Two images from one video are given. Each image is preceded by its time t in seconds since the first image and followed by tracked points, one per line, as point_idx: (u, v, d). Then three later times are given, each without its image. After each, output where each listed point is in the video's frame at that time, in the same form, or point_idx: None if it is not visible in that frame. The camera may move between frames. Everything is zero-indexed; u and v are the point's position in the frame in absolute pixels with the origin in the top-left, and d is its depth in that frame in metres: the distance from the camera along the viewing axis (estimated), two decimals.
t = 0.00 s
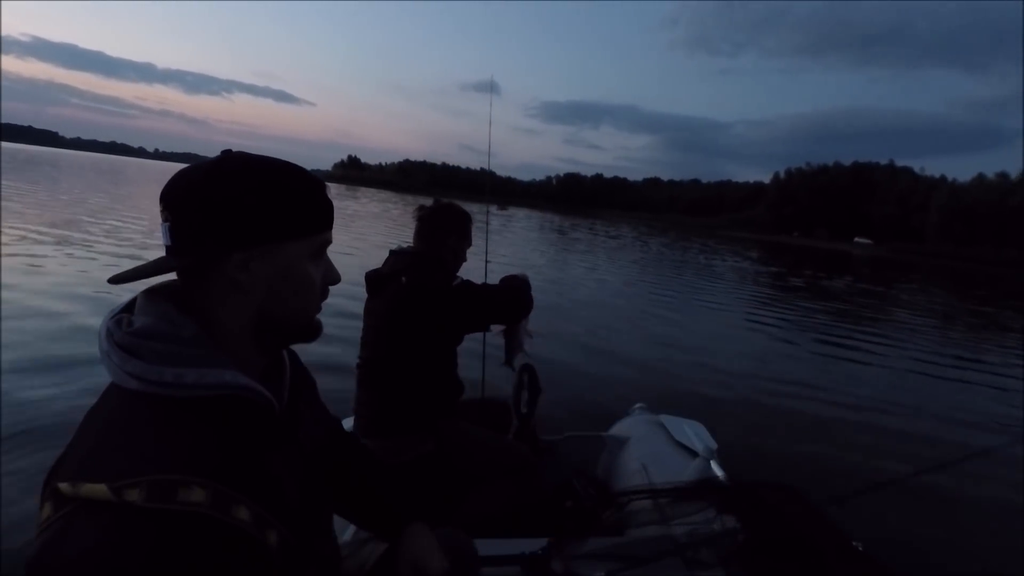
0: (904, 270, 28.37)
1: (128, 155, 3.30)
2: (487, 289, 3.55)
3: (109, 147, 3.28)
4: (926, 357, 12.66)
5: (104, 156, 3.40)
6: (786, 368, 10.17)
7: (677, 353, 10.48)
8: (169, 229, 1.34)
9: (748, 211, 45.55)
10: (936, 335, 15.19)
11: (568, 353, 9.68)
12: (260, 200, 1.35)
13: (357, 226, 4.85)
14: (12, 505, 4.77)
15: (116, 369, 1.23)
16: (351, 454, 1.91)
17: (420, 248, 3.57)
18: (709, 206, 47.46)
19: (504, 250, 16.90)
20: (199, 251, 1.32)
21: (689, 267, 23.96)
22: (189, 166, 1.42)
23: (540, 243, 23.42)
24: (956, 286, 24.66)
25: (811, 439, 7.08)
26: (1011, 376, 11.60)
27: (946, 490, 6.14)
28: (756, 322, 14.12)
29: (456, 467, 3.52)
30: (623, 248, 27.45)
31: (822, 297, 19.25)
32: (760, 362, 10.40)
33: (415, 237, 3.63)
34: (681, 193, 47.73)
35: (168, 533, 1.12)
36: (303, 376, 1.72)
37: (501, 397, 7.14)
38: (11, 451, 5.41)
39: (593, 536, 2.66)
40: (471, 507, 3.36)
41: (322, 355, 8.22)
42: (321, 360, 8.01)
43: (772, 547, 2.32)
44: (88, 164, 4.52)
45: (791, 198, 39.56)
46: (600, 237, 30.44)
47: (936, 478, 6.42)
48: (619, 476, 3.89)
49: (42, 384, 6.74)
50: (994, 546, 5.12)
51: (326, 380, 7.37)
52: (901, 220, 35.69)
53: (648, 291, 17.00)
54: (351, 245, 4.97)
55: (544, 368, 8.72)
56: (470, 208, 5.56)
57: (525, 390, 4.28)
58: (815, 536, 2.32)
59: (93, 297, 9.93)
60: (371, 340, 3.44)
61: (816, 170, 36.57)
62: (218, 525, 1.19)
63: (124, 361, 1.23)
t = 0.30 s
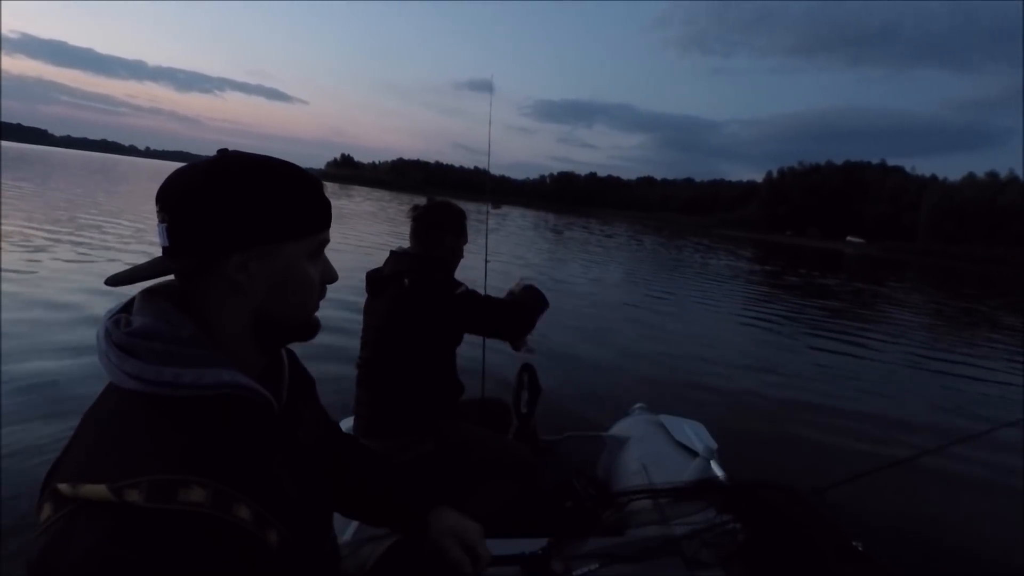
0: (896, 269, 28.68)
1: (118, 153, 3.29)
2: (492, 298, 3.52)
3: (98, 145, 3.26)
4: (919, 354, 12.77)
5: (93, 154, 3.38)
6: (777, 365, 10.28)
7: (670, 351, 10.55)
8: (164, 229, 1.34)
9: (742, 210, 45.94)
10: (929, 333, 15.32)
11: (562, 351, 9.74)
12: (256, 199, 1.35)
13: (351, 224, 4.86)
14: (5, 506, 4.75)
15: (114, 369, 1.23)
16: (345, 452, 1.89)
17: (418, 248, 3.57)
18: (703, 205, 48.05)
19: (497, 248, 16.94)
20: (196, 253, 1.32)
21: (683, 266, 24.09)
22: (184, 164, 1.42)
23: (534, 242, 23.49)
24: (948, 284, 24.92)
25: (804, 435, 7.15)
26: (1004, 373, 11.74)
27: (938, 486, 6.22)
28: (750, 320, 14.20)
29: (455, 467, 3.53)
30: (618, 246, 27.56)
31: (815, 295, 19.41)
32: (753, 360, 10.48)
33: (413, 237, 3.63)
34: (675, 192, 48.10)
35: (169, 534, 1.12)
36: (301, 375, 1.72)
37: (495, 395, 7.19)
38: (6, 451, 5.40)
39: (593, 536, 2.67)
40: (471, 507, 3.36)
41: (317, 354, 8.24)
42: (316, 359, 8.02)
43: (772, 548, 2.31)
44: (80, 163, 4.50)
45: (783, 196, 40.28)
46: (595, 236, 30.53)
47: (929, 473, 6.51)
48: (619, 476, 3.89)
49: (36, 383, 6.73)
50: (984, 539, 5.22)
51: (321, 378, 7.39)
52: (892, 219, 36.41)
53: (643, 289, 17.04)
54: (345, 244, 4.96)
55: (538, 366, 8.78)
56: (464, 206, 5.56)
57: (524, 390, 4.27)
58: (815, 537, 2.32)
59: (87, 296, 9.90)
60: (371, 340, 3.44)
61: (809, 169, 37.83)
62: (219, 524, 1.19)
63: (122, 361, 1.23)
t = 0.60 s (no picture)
0: (888, 268, 28.94)
1: (107, 152, 3.29)
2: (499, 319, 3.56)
3: (86, 144, 3.26)
4: (911, 351, 12.86)
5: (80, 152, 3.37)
6: (770, 363, 10.32)
7: (665, 350, 10.54)
8: (166, 233, 1.34)
9: (735, 209, 46.19)
10: (922, 331, 15.42)
11: (555, 350, 9.76)
12: (260, 201, 1.35)
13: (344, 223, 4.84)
14: None
15: (119, 374, 1.23)
16: (348, 450, 1.90)
17: (419, 249, 3.56)
18: (696, 204, 48.27)
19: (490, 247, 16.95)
20: (201, 256, 1.32)
21: (677, 265, 24.15)
22: (186, 166, 1.42)
23: (528, 241, 23.52)
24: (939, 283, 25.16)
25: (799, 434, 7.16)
26: (998, 370, 11.83)
27: (934, 483, 6.25)
28: (744, 319, 14.22)
29: (455, 467, 3.52)
30: (611, 245, 27.60)
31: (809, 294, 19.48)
32: (747, 359, 10.50)
33: (414, 237, 3.62)
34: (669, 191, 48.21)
35: (176, 539, 1.12)
36: (304, 375, 1.71)
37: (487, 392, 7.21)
38: None
39: (594, 537, 2.69)
40: (473, 508, 3.35)
41: (310, 353, 8.23)
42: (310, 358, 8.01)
43: (772, 547, 2.31)
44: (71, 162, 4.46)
45: (777, 195, 40.97)
46: (588, 234, 30.56)
47: (924, 470, 6.54)
48: (618, 477, 3.89)
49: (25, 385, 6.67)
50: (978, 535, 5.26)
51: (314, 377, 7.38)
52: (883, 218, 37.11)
53: (637, 288, 17.05)
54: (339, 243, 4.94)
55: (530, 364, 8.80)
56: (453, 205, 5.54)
57: (524, 391, 4.28)
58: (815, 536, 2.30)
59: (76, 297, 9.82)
60: (372, 341, 3.44)
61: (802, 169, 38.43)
62: (225, 528, 1.19)
63: (128, 366, 1.23)
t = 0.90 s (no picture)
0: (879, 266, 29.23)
1: (96, 152, 3.28)
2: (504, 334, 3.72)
3: (76, 144, 3.25)
4: (903, 348, 12.97)
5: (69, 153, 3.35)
6: (762, 361, 10.37)
7: (658, 349, 10.58)
8: (166, 234, 1.34)
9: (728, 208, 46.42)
10: (914, 328, 15.56)
11: (547, 348, 9.82)
12: (261, 201, 1.35)
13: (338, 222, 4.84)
14: None
15: (118, 375, 1.23)
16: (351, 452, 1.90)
17: (421, 249, 3.57)
18: (690, 203, 48.51)
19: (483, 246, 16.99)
20: (201, 257, 1.32)
21: (670, 263, 24.24)
22: (188, 166, 1.42)
23: (520, 240, 23.56)
24: (929, 280, 25.47)
25: (790, 431, 7.20)
26: (990, 366, 11.94)
27: (925, 479, 6.30)
28: (738, 317, 14.27)
29: (455, 467, 3.51)
30: (604, 244, 27.68)
31: (802, 291, 19.58)
32: (738, 356, 10.58)
33: (415, 237, 3.63)
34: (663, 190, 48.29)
35: (176, 542, 1.12)
36: (304, 375, 1.72)
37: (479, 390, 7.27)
38: None
39: (593, 536, 2.65)
40: (472, 508, 3.35)
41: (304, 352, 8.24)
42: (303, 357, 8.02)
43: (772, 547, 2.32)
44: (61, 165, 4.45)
45: (770, 194, 41.72)
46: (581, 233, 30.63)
47: (914, 467, 6.61)
48: (618, 477, 3.89)
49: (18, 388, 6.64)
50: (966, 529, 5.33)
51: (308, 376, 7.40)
52: (875, 216, 37.49)
53: (631, 287, 17.08)
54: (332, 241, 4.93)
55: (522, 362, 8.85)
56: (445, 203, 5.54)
57: (524, 391, 4.28)
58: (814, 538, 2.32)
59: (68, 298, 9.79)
60: (372, 341, 3.44)
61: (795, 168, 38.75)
62: (224, 531, 1.18)
63: (127, 368, 1.23)
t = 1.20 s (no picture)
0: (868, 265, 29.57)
1: (87, 151, 3.26)
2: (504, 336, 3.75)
3: (66, 142, 3.22)
4: (894, 345, 13.10)
5: (60, 150, 3.32)
6: (754, 359, 10.44)
7: (649, 347, 10.63)
8: (169, 237, 1.33)
9: (720, 207, 46.70)
10: (905, 325, 15.73)
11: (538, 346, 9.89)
12: (265, 203, 1.34)
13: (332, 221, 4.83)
14: None
15: (122, 379, 1.23)
16: (346, 457, 1.88)
17: (423, 249, 3.57)
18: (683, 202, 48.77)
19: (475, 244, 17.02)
20: (204, 260, 1.32)
21: (662, 261, 24.37)
22: (191, 167, 1.42)
23: (512, 238, 23.62)
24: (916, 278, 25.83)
25: (782, 429, 7.25)
26: (980, 364, 12.08)
27: (914, 475, 6.38)
28: (730, 315, 14.34)
29: (455, 467, 3.51)
30: (597, 243, 27.78)
31: (793, 290, 19.71)
32: (730, 354, 10.63)
33: (417, 237, 3.62)
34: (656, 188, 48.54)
35: (180, 547, 1.12)
36: (305, 375, 1.71)
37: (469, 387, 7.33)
38: None
39: (591, 537, 2.58)
40: (473, 508, 3.32)
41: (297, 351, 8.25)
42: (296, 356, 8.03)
43: (771, 547, 2.30)
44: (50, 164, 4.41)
45: (761, 194, 41.88)
46: (573, 232, 30.72)
47: (905, 464, 6.68)
48: (619, 476, 3.88)
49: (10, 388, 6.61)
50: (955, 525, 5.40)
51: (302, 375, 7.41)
52: (865, 215, 37.93)
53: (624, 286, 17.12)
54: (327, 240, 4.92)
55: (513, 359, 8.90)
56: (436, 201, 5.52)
57: (524, 391, 4.28)
58: (813, 537, 2.31)
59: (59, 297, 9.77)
60: (373, 341, 3.44)
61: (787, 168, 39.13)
62: (229, 536, 1.18)
63: (130, 372, 1.23)
